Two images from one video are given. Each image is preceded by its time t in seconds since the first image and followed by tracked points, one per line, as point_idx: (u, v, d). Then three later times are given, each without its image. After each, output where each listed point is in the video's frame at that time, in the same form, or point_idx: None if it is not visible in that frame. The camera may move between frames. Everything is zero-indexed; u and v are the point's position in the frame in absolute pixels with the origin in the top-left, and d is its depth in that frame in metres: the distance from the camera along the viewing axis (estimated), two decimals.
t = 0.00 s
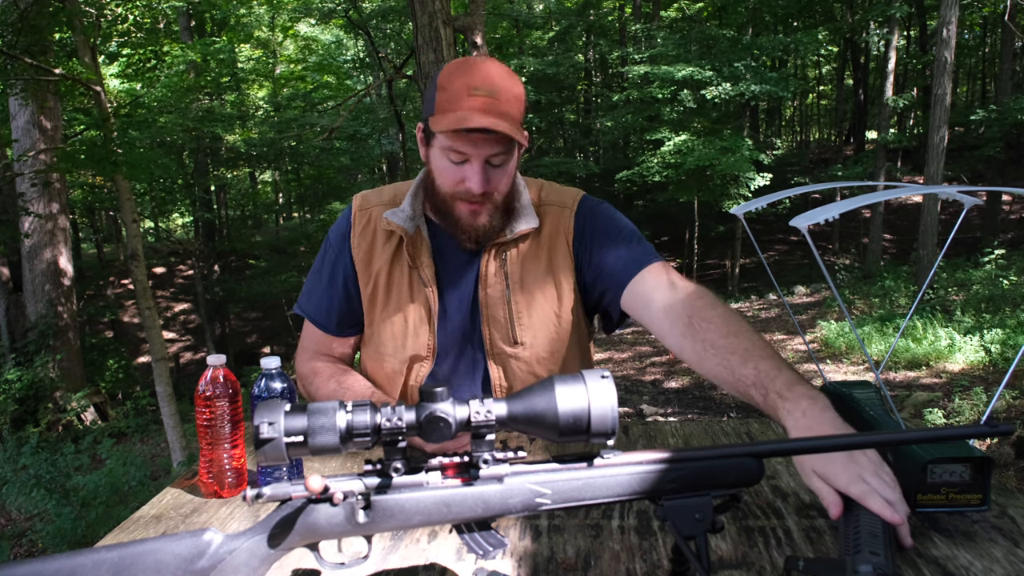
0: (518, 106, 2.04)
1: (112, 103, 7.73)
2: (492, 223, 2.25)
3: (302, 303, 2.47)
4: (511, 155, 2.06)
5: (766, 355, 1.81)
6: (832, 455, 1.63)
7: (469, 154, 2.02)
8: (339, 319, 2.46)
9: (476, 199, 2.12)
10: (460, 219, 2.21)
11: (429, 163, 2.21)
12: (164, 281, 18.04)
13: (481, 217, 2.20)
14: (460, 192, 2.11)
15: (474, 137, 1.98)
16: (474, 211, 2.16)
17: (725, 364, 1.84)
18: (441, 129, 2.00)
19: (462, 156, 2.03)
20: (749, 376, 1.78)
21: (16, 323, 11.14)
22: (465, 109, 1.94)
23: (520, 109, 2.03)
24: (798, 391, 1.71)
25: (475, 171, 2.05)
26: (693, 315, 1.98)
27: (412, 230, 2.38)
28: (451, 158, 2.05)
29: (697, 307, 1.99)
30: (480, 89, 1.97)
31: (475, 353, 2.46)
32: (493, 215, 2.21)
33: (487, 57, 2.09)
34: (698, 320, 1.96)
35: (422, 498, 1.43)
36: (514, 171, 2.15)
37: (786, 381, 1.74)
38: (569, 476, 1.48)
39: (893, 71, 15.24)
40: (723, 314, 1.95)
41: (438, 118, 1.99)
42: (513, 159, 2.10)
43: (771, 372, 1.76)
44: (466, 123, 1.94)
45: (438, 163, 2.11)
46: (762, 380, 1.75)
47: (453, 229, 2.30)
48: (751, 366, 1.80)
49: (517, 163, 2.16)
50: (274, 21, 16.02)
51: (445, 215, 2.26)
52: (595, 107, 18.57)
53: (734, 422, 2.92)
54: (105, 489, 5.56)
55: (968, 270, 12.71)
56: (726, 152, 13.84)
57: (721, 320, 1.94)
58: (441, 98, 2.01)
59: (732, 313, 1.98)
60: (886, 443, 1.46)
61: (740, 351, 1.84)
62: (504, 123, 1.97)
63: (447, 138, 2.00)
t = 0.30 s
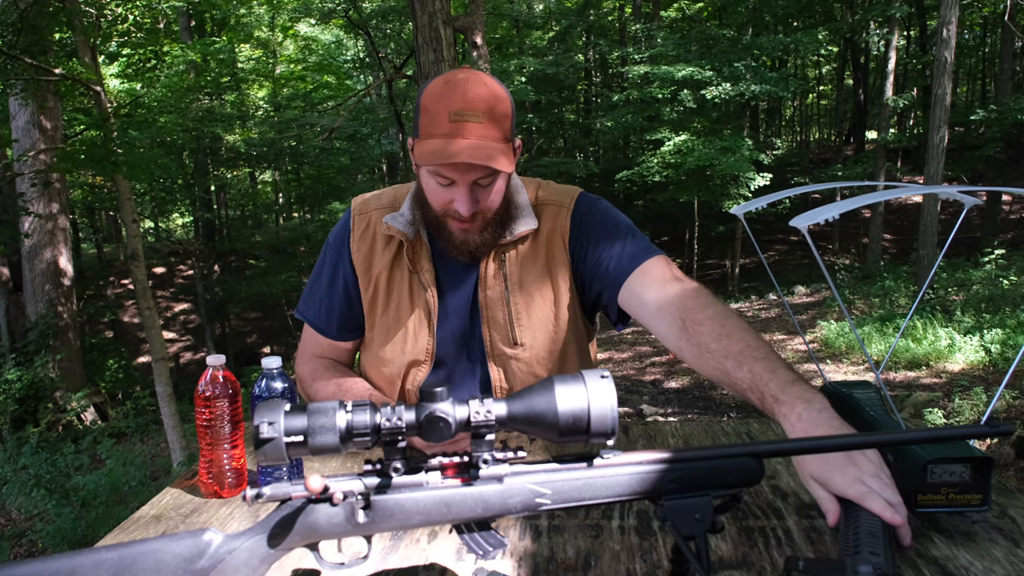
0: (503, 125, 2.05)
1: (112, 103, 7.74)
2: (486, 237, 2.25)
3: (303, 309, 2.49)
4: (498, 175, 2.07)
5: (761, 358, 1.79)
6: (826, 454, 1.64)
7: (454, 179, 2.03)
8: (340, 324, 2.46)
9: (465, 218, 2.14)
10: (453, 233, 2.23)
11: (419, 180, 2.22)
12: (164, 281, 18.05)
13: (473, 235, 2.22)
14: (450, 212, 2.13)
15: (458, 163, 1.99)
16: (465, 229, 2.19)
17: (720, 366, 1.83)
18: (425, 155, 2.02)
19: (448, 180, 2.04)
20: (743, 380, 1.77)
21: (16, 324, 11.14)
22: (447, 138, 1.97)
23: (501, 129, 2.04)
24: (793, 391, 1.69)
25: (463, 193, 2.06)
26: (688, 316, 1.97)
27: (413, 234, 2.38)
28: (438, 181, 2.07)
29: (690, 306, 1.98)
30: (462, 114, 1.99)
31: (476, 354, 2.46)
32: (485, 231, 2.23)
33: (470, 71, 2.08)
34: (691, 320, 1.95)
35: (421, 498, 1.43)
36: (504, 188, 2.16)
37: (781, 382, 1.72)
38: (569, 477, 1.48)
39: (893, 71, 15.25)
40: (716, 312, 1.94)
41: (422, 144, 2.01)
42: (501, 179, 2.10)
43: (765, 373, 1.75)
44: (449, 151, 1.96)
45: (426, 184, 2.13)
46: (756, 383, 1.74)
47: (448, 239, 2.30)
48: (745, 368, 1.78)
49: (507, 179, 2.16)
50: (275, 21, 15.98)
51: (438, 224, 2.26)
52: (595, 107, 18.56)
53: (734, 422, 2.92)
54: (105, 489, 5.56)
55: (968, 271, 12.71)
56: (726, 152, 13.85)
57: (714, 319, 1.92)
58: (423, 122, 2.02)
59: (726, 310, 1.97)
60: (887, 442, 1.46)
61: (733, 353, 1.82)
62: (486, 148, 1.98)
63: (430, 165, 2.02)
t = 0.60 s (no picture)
0: (501, 128, 2.04)
1: (112, 103, 7.75)
2: (486, 240, 2.25)
3: (303, 311, 2.49)
4: (495, 178, 2.07)
5: (759, 362, 1.78)
6: (824, 455, 1.65)
7: (453, 183, 2.03)
8: (337, 327, 2.47)
9: (464, 222, 2.14)
10: (451, 237, 2.23)
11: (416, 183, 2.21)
12: (164, 281, 18.05)
13: (472, 239, 2.22)
14: (450, 218, 2.14)
15: (457, 167, 1.99)
16: (464, 233, 2.19)
17: (714, 369, 1.83)
18: (423, 160, 2.01)
19: (446, 184, 2.05)
20: (737, 383, 1.77)
21: (16, 324, 11.14)
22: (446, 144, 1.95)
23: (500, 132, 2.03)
24: (786, 394, 1.70)
25: (461, 198, 2.07)
26: (682, 319, 1.96)
27: (410, 237, 2.38)
28: (437, 186, 2.07)
29: (683, 308, 1.97)
30: (459, 117, 1.98)
31: (474, 356, 2.46)
32: (485, 235, 2.23)
33: (467, 72, 2.06)
34: (684, 322, 1.94)
35: (421, 498, 1.43)
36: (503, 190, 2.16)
37: (774, 386, 1.72)
38: (569, 476, 1.48)
39: (893, 71, 15.25)
40: (709, 315, 1.93)
41: (420, 150, 2.00)
42: (499, 182, 2.10)
43: (758, 376, 1.75)
44: (447, 156, 1.96)
45: (425, 188, 2.13)
46: (751, 386, 1.74)
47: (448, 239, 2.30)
48: (741, 370, 1.78)
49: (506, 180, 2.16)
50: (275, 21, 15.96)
51: (436, 225, 2.27)
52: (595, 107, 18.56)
53: (734, 422, 2.92)
54: (105, 489, 5.56)
55: (968, 271, 12.71)
56: (726, 152, 13.84)
57: (708, 321, 1.91)
58: (421, 126, 2.01)
59: (719, 313, 1.96)
60: (887, 443, 1.46)
61: (726, 355, 1.82)
62: (485, 150, 1.99)
63: (428, 169, 2.01)
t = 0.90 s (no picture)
0: (497, 108, 2.09)
1: (112, 103, 7.75)
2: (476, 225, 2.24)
3: (300, 317, 2.49)
4: (487, 153, 2.09)
5: (754, 359, 1.79)
6: (824, 455, 1.65)
7: (442, 150, 2.04)
8: (334, 333, 2.46)
9: (454, 198, 2.13)
10: (443, 223, 2.23)
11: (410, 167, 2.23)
12: (164, 281, 18.06)
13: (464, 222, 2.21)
14: (439, 193, 2.13)
15: (448, 133, 2.02)
16: (454, 214, 2.18)
17: (714, 369, 1.83)
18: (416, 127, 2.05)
19: (437, 152, 2.06)
20: (738, 383, 1.77)
21: (16, 324, 11.14)
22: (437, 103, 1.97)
23: (496, 107, 2.07)
24: (789, 393, 1.70)
25: (452, 167, 2.08)
26: (681, 318, 1.95)
27: (408, 242, 2.37)
28: (428, 155, 2.08)
29: (683, 309, 1.96)
30: (453, 87, 2.02)
31: (473, 357, 2.46)
32: (476, 219, 2.21)
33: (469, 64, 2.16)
34: (685, 322, 1.93)
35: (421, 498, 1.43)
36: (496, 173, 2.17)
37: (776, 385, 1.72)
38: (569, 477, 1.48)
39: (893, 71, 15.24)
40: (709, 316, 1.92)
41: (413, 117, 2.04)
42: (491, 158, 2.12)
43: (760, 376, 1.75)
44: (438, 117, 1.98)
45: (418, 165, 2.15)
46: (752, 386, 1.74)
47: (442, 232, 2.30)
48: (741, 371, 1.78)
49: (499, 165, 2.18)
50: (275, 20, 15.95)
51: (431, 221, 2.27)
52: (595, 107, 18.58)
53: (734, 422, 2.92)
54: (105, 489, 5.56)
55: (968, 271, 12.71)
56: (726, 152, 13.84)
57: (708, 322, 1.90)
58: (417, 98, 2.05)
59: (720, 313, 1.95)
60: (887, 443, 1.46)
61: (727, 356, 1.82)
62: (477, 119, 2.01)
63: (420, 135, 2.04)
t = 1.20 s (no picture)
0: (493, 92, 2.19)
1: (112, 103, 7.75)
2: (472, 210, 2.27)
3: (298, 321, 2.48)
4: (483, 130, 2.18)
5: (746, 351, 1.82)
6: (825, 455, 1.65)
7: (437, 125, 2.15)
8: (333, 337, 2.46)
9: (450, 176, 2.17)
10: (439, 207, 2.25)
11: (408, 160, 2.31)
12: (164, 281, 18.06)
13: (459, 204, 2.23)
14: (436, 170, 2.19)
15: (443, 107, 2.13)
16: (451, 195, 2.20)
17: (715, 369, 1.83)
18: (413, 108, 2.18)
19: (433, 130, 2.16)
20: (739, 382, 1.77)
21: (16, 324, 11.14)
22: (431, 76, 2.10)
23: (492, 88, 2.18)
24: (790, 393, 1.70)
25: (449, 144, 2.17)
26: (679, 317, 1.96)
27: (406, 243, 2.38)
28: (424, 134, 2.18)
29: (682, 309, 1.97)
30: (451, 68, 2.13)
31: (472, 357, 2.45)
32: (472, 201, 2.24)
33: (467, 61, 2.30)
34: (684, 322, 1.93)
35: (421, 498, 1.43)
36: (491, 157, 2.25)
37: (777, 385, 1.72)
38: (569, 477, 1.48)
39: (893, 71, 15.24)
40: (708, 316, 1.92)
41: (409, 98, 2.17)
42: (486, 138, 2.20)
43: (761, 376, 1.75)
44: (433, 91, 2.12)
45: (416, 149, 2.22)
46: (753, 386, 1.74)
47: (439, 223, 2.33)
48: (740, 371, 1.78)
49: (494, 150, 2.27)
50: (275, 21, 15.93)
51: (428, 212, 2.30)
52: (595, 107, 18.60)
53: (734, 422, 2.92)
54: (105, 489, 5.57)
55: (968, 271, 12.71)
56: (726, 152, 13.84)
57: (707, 322, 1.90)
58: (416, 80, 2.16)
59: (719, 313, 1.95)
60: (888, 443, 1.46)
61: (727, 355, 1.82)
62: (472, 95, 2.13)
63: (418, 113, 2.16)
